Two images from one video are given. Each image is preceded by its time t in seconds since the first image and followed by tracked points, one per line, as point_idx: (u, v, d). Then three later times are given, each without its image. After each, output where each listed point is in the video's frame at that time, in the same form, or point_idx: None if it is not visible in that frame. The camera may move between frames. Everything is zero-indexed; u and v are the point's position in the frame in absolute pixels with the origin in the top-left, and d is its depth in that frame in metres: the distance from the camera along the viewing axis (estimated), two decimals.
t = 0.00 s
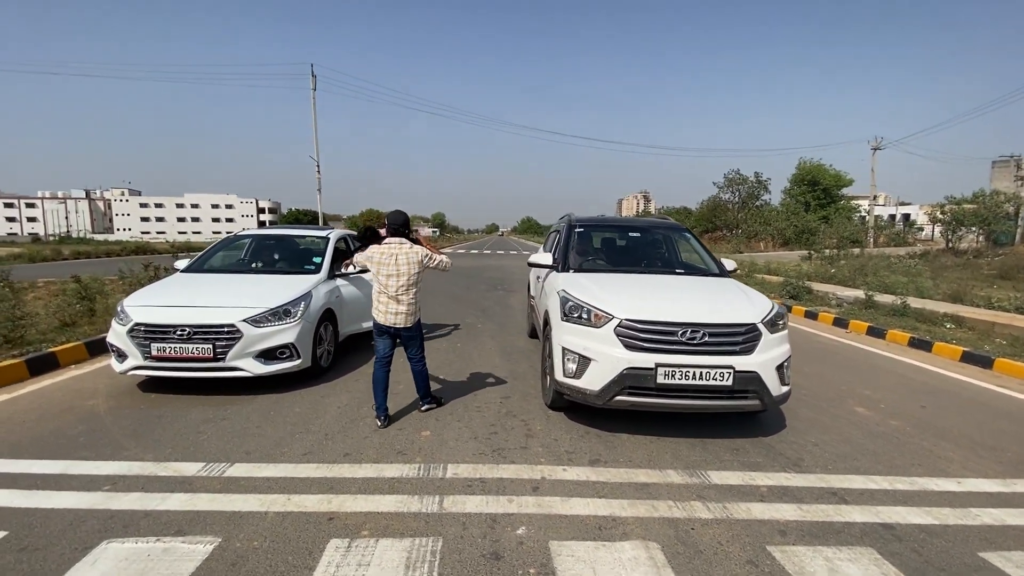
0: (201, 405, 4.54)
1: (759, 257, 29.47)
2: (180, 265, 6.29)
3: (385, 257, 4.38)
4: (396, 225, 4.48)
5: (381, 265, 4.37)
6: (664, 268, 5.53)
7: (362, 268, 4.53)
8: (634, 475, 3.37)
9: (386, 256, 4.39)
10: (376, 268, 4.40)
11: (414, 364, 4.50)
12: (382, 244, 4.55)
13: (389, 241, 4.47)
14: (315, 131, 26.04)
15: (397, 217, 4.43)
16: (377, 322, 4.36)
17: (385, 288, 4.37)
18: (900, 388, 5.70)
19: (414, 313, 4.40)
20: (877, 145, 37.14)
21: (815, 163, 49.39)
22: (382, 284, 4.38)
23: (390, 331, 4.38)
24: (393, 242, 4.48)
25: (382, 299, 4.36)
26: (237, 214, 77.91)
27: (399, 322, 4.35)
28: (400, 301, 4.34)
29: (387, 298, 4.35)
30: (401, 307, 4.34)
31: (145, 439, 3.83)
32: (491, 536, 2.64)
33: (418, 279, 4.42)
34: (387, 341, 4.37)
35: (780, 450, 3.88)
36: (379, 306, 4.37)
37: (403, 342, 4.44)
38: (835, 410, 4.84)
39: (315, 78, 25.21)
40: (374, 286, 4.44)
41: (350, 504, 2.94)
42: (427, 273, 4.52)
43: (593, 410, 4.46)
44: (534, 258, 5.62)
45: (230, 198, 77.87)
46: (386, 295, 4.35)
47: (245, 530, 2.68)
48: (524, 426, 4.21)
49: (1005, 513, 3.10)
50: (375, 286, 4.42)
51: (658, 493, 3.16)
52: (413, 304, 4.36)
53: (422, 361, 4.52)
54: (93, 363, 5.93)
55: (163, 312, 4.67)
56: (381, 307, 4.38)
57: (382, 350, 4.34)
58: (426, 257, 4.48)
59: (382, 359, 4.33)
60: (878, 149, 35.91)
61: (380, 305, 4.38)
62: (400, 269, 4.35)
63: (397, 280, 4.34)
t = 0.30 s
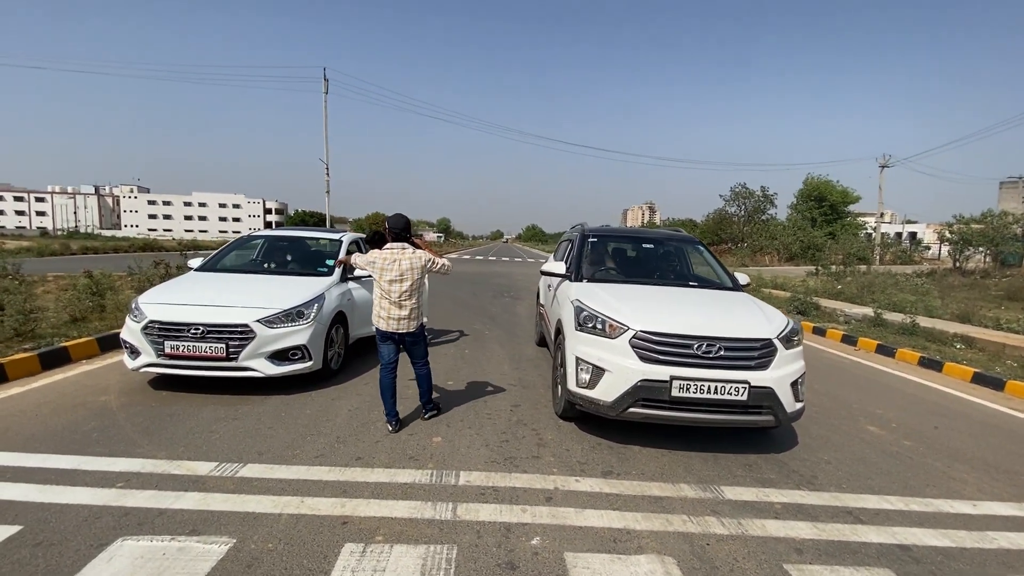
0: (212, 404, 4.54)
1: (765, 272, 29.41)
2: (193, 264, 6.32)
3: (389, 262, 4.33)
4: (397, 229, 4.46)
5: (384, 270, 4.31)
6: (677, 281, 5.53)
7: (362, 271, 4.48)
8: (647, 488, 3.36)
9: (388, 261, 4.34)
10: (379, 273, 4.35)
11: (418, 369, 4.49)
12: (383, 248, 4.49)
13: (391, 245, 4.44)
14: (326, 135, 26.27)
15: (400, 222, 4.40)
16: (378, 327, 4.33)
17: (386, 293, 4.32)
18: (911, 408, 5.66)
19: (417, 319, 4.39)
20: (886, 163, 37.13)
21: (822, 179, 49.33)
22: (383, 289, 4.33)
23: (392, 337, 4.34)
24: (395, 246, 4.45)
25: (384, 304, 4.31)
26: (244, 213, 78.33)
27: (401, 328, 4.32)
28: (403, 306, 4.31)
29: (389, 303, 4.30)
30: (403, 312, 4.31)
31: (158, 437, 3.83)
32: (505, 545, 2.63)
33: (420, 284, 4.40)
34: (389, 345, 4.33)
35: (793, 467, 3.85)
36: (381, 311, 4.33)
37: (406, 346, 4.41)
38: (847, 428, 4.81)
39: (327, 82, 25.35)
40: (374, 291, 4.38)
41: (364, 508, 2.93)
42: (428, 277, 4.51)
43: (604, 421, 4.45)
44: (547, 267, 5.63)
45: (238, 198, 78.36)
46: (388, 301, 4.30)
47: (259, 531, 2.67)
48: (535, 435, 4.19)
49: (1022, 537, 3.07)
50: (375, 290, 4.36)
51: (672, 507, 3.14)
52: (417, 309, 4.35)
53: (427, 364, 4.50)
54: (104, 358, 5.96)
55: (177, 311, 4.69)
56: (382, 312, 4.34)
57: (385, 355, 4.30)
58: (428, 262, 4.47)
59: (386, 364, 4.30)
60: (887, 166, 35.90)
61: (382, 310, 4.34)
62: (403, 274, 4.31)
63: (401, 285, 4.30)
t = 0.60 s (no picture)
0: (225, 401, 4.60)
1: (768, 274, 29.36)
2: (204, 263, 6.39)
3: (396, 261, 4.37)
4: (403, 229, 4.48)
5: (392, 270, 4.34)
6: (684, 282, 5.56)
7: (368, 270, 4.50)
8: (658, 485, 3.39)
9: (395, 260, 4.38)
10: (385, 272, 4.38)
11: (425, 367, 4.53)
12: (388, 248, 4.52)
13: (398, 245, 4.47)
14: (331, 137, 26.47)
15: (406, 222, 4.43)
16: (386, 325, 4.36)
17: (394, 292, 4.36)
18: (918, 409, 5.69)
19: (424, 317, 4.44)
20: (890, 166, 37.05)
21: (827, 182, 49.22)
22: (390, 288, 4.36)
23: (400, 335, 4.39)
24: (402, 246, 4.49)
25: (391, 302, 4.35)
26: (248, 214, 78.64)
27: (410, 326, 4.37)
28: (411, 305, 4.36)
29: (397, 302, 4.34)
30: (411, 311, 4.36)
31: (173, 433, 3.89)
32: (520, 540, 2.67)
33: (426, 283, 4.45)
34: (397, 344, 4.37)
35: (802, 466, 3.88)
36: (389, 310, 4.36)
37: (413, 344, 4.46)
38: (855, 429, 4.84)
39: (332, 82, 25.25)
40: (381, 291, 4.40)
41: (379, 503, 2.98)
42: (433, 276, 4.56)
43: (613, 421, 4.48)
44: (555, 267, 5.67)
45: (242, 199, 78.69)
46: (396, 300, 4.34)
47: (277, 524, 2.72)
48: (545, 433, 4.23)
49: None
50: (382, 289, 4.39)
51: (683, 504, 3.18)
52: (424, 307, 4.41)
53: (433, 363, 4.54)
54: (116, 356, 6.03)
55: (191, 309, 4.75)
56: (389, 310, 4.37)
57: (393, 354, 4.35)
58: (434, 261, 4.52)
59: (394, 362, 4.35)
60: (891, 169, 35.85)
61: (389, 309, 4.37)
62: (411, 273, 4.36)
63: (409, 284, 4.35)
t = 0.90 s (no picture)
0: (252, 399, 4.73)
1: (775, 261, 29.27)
2: (223, 266, 6.52)
3: (414, 257, 4.47)
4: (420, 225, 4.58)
5: (411, 266, 4.45)
6: (696, 270, 5.64)
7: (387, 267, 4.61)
8: (678, 467, 3.49)
9: (413, 256, 4.48)
10: (404, 268, 4.49)
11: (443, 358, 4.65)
12: (405, 244, 4.62)
13: (415, 241, 4.57)
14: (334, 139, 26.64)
15: (422, 218, 4.53)
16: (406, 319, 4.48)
17: (413, 287, 4.47)
18: (930, 389, 5.75)
19: (443, 310, 4.56)
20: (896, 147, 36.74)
21: (831, 166, 48.88)
22: (409, 283, 4.47)
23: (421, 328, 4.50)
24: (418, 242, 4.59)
25: (411, 297, 4.46)
26: (253, 217, 79.09)
27: (429, 320, 4.48)
28: (430, 299, 4.47)
29: (417, 296, 4.45)
30: (431, 305, 4.47)
31: (206, 430, 4.03)
32: (549, 521, 2.78)
33: (444, 277, 4.56)
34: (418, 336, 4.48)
35: (817, 446, 3.97)
36: (408, 305, 4.47)
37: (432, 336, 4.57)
38: (868, 410, 4.91)
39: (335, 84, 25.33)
40: (400, 286, 4.51)
41: (411, 490, 3.10)
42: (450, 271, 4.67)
43: (631, 408, 4.58)
44: (568, 260, 5.77)
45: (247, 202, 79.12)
46: (415, 294, 4.45)
47: (316, 512, 2.85)
48: (564, 421, 4.34)
49: None
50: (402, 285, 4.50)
51: (703, 484, 3.28)
52: (443, 300, 4.52)
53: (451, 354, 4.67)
54: (142, 359, 6.18)
55: (215, 311, 4.88)
56: (409, 305, 4.48)
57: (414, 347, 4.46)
58: (451, 256, 4.62)
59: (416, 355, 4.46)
60: (897, 151, 35.57)
61: (409, 303, 4.48)
62: (429, 268, 4.47)
63: (427, 279, 4.46)
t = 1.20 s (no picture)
0: (278, 395, 4.85)
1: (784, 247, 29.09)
2: (242, 266, 6.63)
3: (438, 251, 4.58)
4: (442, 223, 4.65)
5: (435, 260, 4.55)
6: (711, 258, 5.68)
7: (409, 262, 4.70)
8: (700, 451, 3.56)
9: (437, 250, 4.60)
10: (429, 262, 4.59)
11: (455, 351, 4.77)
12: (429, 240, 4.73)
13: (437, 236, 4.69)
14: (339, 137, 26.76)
15: (447, 213, 4.63)
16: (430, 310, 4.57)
17: (437, 281, 4.55)
18: (947, 370, 5.77)
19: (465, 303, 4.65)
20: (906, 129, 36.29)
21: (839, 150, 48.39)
22: (433, 277, 4.56)
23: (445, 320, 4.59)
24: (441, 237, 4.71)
25: (435, 289, 4.54)
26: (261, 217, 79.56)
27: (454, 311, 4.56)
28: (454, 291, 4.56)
29: (441, 289, 4.53)
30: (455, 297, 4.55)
31: (238, 425, 4.15)
32: (578, 504, 2.86)
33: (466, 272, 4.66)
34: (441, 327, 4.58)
35: (837, 428, 4.03)
36: (433, 297, 4.54)
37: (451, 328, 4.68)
38: (886, 392, 4.96)
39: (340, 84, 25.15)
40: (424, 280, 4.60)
41: (442, 477, 3.20)
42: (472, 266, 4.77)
43: (650, 395, 4.65)
44: (583, 251, 5.83)
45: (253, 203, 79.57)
46: (439, 287, 4.53)
47: (353, 501, 2.95)
48: (585, 409, 4.42)
49: None
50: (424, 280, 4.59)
51: (726, 467, 3.35)
52: (466, 293, 4.60)
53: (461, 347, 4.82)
54: (166, 359, 6.32)
55: (240, 310, 4.99)
56: (433, 298, 4.56)
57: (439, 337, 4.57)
58: (473, 252, 4.73)
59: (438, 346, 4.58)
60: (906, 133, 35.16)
61: (433, 296, 4.56)
62: (453, 262, 4.56)
63: (451, 273, 4.55)
